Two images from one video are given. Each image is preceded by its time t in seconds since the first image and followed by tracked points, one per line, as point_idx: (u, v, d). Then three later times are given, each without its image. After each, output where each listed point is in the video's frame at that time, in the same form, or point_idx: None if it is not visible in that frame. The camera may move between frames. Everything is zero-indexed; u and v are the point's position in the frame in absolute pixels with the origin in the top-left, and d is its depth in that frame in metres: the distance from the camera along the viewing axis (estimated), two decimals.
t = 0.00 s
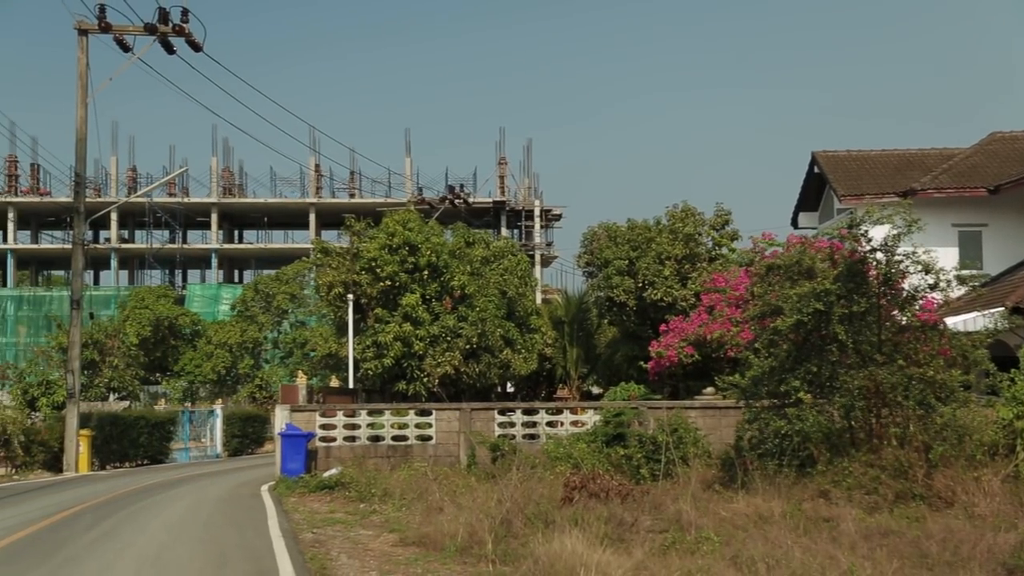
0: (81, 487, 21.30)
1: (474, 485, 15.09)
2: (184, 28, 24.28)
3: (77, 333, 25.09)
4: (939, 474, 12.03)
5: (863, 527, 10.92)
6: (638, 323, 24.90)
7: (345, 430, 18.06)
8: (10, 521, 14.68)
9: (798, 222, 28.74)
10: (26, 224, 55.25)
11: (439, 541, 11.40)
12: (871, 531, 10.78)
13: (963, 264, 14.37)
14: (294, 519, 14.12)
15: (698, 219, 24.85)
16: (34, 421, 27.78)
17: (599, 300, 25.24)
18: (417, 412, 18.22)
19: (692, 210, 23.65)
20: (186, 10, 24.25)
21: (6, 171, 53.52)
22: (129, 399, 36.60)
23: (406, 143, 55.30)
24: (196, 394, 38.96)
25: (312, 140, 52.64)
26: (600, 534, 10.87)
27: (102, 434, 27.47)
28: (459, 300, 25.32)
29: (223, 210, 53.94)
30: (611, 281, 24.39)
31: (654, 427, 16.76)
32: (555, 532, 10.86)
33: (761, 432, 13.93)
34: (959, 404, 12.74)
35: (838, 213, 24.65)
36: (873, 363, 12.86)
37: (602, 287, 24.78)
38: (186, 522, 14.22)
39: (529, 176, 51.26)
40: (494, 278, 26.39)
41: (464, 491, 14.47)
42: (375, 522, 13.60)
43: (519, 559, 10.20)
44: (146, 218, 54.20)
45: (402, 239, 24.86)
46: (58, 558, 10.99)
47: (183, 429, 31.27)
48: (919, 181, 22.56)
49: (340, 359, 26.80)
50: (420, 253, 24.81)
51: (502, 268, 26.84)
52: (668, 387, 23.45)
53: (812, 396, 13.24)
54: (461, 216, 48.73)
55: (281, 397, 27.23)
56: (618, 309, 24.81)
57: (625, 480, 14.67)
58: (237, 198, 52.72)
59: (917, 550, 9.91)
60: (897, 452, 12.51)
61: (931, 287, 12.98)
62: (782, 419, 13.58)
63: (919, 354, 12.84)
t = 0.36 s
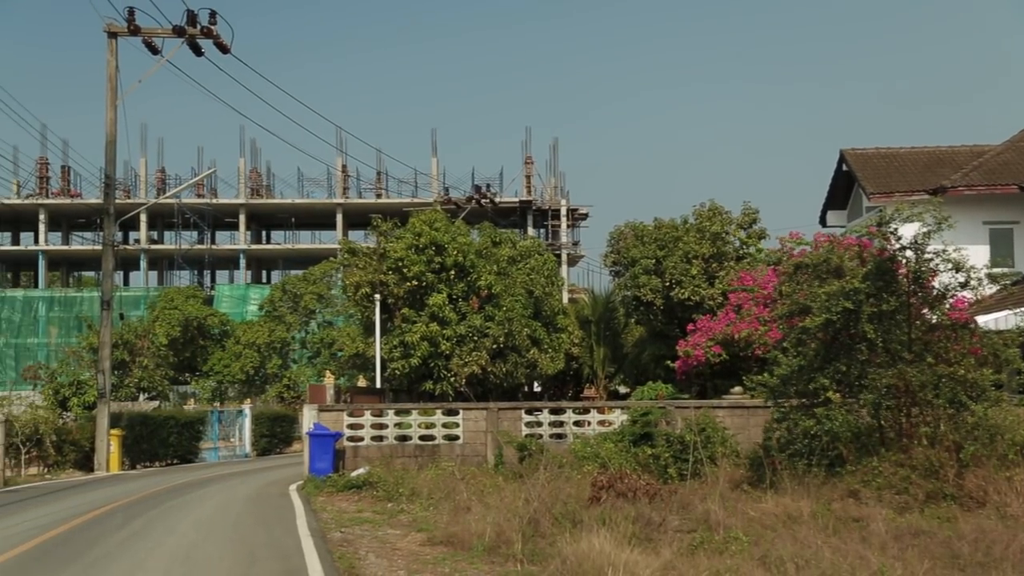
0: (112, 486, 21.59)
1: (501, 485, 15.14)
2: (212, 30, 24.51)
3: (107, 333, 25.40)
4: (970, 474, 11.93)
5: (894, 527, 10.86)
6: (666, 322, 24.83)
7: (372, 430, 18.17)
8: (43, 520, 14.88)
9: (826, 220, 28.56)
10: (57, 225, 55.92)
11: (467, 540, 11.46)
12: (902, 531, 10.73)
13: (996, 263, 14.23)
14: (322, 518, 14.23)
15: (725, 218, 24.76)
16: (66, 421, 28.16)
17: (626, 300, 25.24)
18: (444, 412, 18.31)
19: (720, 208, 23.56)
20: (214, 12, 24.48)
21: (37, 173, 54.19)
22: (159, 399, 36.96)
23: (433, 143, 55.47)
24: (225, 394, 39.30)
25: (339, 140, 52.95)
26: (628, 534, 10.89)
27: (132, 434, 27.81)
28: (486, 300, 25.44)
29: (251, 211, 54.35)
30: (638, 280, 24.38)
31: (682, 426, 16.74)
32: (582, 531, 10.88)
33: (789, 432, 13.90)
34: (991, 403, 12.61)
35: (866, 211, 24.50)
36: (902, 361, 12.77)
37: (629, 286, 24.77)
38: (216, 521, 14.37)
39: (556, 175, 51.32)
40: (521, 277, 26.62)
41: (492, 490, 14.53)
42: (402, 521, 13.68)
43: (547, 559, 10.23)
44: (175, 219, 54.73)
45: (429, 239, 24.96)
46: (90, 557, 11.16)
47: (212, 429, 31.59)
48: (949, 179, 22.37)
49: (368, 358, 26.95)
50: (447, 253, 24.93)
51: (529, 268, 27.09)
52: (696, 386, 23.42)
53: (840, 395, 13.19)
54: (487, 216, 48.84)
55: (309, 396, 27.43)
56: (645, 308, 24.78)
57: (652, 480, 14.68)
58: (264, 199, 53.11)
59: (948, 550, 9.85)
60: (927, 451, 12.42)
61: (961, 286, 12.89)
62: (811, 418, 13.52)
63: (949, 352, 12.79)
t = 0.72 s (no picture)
0: (146, 485, 21.87)
1: (531, 485, 15.17)
2: (243, 32, 24.75)
3: (140, 334, 25.72)
4: (1007, 474, 11.78)
5: (928, 528, 10.79)
6: (696, 321, 24.76)
7: (402, 430, 18.26)
8: (78, 520, 15.10)
9: (858, 218, 28.35)
10: (91, 227, 56.65)
11: (497, 540, 11.51)
12: (937, 532, 10.65)
13: None
14: (354, 518, 14.33)
15: (755, 216, 24.67)
16: (101, 421, 28.59)
17: (655, 298, 25.20)
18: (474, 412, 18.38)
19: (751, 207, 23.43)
20: (245, 14, 24.74)
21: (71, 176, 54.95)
22: (191, 399, 37.35)
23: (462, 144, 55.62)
24: (257, 394, 39.66)
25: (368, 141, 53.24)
26: (659, 534, 10.90)
27: (166, 433, 28.14)
28: (516, 300, 25.55)
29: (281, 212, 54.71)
30: (668, 279, 24.35)
31: (713, 426, 16.69)
32: (614, 531, 10.90)
33: (821, 430, 13.90)
34: None
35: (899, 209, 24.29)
36: (936, 360, 12.68)
37: (659, 285, 24.73)
38: (248, 520, 14.53)
39: (585, 175, 51.28)
40: (550, 276, 26.77)
41: (522, 490, 14.60)
42: (433, 521, 13.76)
43: (578, 559, 10.26)
44: (206, 220, 55.30)
45: (458, 239, 25.11)
46: (125, 556, 11.33)
47: (244, 429, 31.92)
48: (983, 176, 22.13)
49: (398, 358, 27.09)
50: (476, 252, 25.05)
51: (558, 268, 27.24)
52: (728, 386, 23.34)
53: (873, 394, 13.19)
54: (516, 216, 48.89)
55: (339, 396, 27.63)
56: (675, 308, 24.75)
57: (683, 480, 14.66)
58: (295, 200, 53.50)
59: (984, 550, 9.78)
60: (962, 451, 12.30)
61: (995, 283, 12.75)
62: (843, 417, 13.52)
63: (984, 351, 12.67)
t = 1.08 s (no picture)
0: (183, 484, 22.19)
1: (566, 484, 15.20)
2: (278, 33, 25.01)
3: (177, 334, 26.05)
4: None
5: (968, 528, 10.71)
6: (731, 320, 24.65)
7: (437, 429, 18.39)
8: (117, 518, 15.36)
9: (894, 216, 28.15)
10: (129, 228, 57.47)
11: (533, 539, 11.58)
12: (977, 532, 10.57)
13: None
14: (389, 517, 14.46)
15: (791, 214, 24.55)
16: (139, 420, 29.04)
17: (690, 298, 25.17)
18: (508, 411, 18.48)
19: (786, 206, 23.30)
20: (279, 16, 25.02)
21: (110, 178, 55.77)
22: (228, 399, 37.77)
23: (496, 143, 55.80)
24: (292, 394, 39.93)
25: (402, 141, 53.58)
26: (695, 534, 10.92)
27: (203, 433, 28.53)
28: (550, 299, 25.66)
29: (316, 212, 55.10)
30: (703, 278, 24.30)
31: (748, 426, 16.64)
32: (649, 531, 10.92)
33: (859, 430, 13.83)
34: None
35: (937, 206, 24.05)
36: (975, 359, 12.55)
37: (693, 284, 24.70)
38: (284, 519, 14.73)
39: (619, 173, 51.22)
40: (584, 275, 26.61)
41: (556, 489, 14.68)
42: (468, 520, 13.85)
43: (613, 558, 10.32)
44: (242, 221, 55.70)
45: (492, 239, 25.17)
46: (164, 554, 11.53)
47: (279, 428, 32.27)
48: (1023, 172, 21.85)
49: (432, 358, 27.26)
50: (510, 252, 25.14)
51: (593, 266, 26.95)
52: (763, 385, 23.39)
53: (911, 394, 13.08)
54: (550, 215, 48.91)
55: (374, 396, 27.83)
56: (709, 307, 24.68)
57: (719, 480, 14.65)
58: (330, 201, 53.93)
59: None
60: (1002, 451, 12.18)
61: None
62: (881, 416, 13.46)
63: None
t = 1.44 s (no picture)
0: (219, 483, 22.51)
1: (600, 484, 15.24)
2: (311, 35, 25.30)
3: (212, 334, 26.37)
4: None
5: (1007, 528, 10.64)
6: (765, 319, 24.58)
7: (470, 428, 18.52)
8: (154, 516, 15.63)
9: (931, 213, 27.90)
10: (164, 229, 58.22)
11: (567, 539, 11.66)
12: (1016, 532, 10.49)
13: None
14: (423, 517, 14.60)
15: (826, 213, 24.40)
16: (175, 420, 29.43)
17: (724, 297, 25.08)
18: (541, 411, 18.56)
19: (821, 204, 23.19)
20: (312, 17, 25.27)
21: (145, 179, 56.49)
22: (262, 399, 38.17)
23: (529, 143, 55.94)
24: (326, 393, 40.22)
25: (435, 141, 53.84)
26: (730, 534, 10.93)
27: (238, 433, 28.92)
28: (582, 299, 25.60)
29: (349, 212, 55.46)
30: (736, 277, 24.20)
31: (783, 425, 16.58)
32: (683, 531, 10.95)
33: (896, 429, 13.72)
34: None
35: (974, 204, 23.83)
36: (1015, 358, 12.46)
37: (727, 283, 24.61)
38: (319, 518, 14.91)
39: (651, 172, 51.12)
40: (618, 275, 26.41)
41: (590, 489, 14.75)
42: (501, 520, 13.96)
43: (647, 558, 10.37)
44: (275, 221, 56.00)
45: (525, 238, 25.33)
46: (200, 553, 11.76)
47: (313, 428, 32.56)
48: None
49: (465, 357, 27.40)
50: (542, 252, 25.26)
51: (625, 265, 26.77)
52: (797, 384, 23.34)
53: (949, 393, 12.96)
54: (582, 215, 48.91)
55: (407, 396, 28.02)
56: (743, 306, 24.60)
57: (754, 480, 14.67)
58: (362, 201, 54.30)
59: None
60: None
61: None
62: (918, 416, 13.35)
63: None
